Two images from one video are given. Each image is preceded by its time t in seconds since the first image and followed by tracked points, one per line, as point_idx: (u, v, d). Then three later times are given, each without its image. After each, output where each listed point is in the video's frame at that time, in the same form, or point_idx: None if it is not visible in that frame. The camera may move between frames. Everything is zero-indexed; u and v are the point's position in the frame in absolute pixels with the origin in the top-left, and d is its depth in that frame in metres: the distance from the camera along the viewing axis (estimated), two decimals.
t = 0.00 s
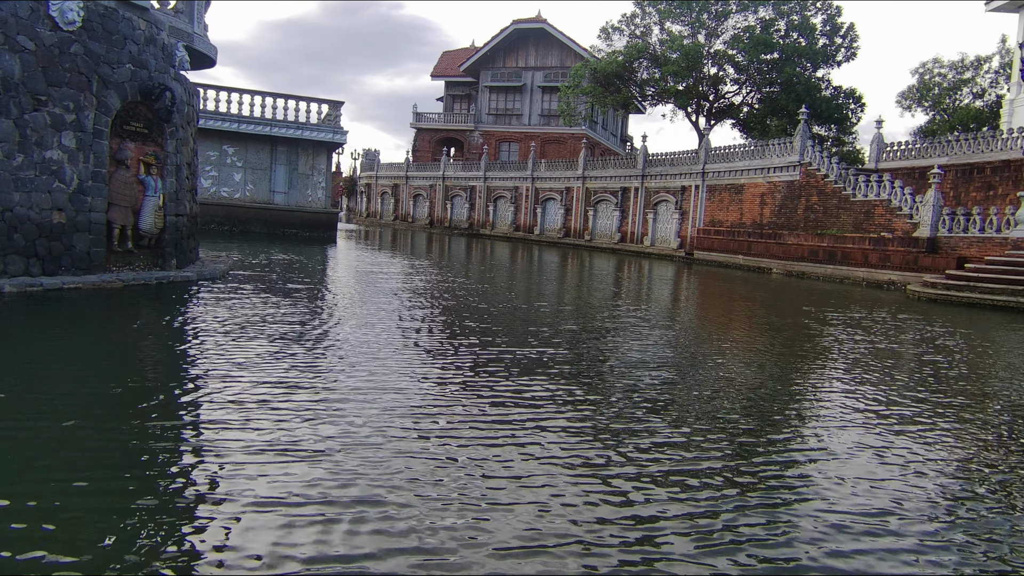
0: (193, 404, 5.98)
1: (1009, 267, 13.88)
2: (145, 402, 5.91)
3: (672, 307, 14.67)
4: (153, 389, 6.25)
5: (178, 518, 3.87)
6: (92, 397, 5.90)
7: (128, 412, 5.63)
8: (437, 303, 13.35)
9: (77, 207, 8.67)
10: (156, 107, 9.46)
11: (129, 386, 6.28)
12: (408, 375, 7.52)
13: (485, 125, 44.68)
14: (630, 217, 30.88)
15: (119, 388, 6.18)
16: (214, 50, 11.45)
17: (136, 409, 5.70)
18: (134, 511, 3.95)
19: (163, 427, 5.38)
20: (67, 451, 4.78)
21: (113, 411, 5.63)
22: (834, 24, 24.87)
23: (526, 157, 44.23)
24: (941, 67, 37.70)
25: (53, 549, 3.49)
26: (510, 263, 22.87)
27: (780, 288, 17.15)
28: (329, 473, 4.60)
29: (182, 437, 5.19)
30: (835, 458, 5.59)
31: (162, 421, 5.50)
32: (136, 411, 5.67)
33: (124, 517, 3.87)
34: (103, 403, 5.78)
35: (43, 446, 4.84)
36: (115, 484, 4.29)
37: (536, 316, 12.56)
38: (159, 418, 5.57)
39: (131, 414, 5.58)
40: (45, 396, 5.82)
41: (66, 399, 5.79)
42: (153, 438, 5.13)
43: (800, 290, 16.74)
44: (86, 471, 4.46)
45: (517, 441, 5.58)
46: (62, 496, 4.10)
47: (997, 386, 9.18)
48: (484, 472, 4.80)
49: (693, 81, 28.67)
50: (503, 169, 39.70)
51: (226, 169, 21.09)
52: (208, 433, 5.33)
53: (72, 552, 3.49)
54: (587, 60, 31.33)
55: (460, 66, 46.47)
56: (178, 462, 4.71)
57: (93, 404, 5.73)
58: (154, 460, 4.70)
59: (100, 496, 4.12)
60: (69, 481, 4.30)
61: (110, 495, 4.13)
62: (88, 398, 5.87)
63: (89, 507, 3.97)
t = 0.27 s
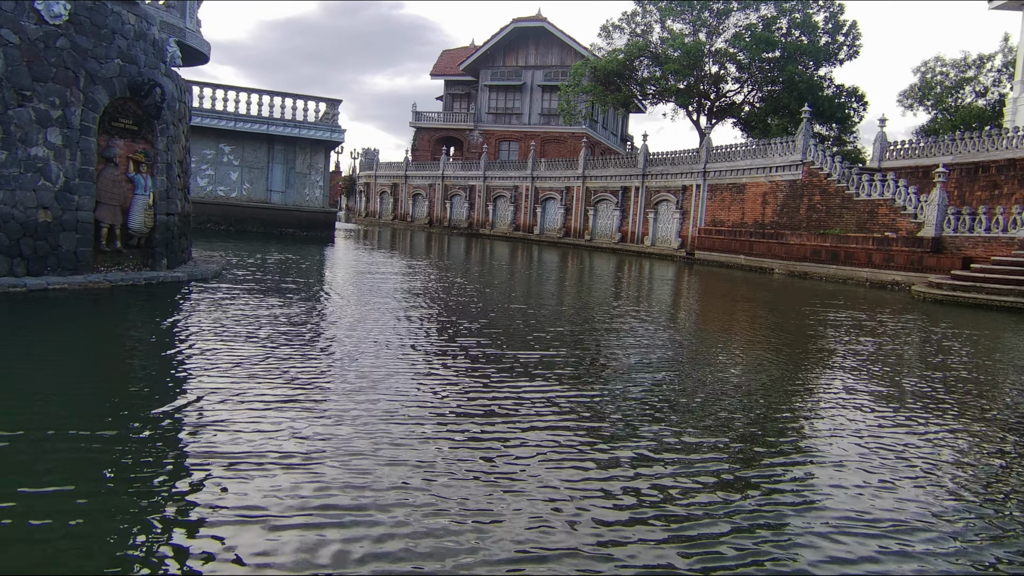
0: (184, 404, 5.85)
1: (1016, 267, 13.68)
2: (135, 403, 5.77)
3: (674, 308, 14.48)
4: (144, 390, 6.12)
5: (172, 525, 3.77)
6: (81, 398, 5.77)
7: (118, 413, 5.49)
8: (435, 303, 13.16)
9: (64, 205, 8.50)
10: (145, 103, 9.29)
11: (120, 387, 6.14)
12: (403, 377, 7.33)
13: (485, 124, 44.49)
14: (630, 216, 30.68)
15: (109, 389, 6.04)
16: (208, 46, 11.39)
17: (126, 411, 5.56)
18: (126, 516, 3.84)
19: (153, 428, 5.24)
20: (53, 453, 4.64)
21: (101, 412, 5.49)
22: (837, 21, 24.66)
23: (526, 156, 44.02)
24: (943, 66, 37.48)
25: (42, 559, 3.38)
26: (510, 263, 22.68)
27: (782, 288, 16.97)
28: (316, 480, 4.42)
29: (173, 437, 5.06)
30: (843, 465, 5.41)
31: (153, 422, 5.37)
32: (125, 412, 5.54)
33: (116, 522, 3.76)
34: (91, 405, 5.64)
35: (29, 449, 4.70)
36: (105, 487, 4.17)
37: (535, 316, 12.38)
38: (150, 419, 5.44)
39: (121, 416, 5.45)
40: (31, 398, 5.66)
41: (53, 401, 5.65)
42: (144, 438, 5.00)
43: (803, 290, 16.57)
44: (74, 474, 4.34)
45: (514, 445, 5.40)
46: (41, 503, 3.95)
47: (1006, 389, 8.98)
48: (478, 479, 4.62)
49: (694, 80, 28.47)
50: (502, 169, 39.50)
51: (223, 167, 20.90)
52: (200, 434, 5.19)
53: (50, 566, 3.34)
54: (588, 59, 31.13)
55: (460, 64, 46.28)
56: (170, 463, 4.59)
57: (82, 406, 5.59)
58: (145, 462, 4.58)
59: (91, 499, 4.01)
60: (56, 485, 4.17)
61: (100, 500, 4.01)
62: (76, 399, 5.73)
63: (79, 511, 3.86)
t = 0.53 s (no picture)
0: (178, 406, 5.75)
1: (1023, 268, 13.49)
2: (128, 405, 5.67)
3: (675, 309, 14.31)
4: (138, 391, 6.02)
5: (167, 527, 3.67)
6: (73, 400, 5.66)
7: (111, 415, 5.39)
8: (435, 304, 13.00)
9: (53, 205, 8.35)
10: (136, 101, 9.17)
11: (113, 388, 6.03)
12: (400, 379, 7.17)
13: (486, 125, 44.35)
14: (631, 217, 30.51)
15: (103, 391, 5.93)
16: (203, 44, 11.30)
17: (119, 413, 5.45)
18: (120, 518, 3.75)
19: (148, 428, 5.16)
20: (44, 456, 4.53)
21: (93, 414, 5.38)
22: (840, 20, 24.47)
23: (526, 157, 43.87)
24: (947, 65, 37.26)
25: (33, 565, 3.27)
26: (511, 264, 22.52)
27: (785, 290, 16.80)
28: (307, 485, 4.27)
29: (166, 438, 4.97)
30: (852, 471, 5.25)
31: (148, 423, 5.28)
32: (119, 414, 5.43)
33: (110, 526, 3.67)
34: (83, 407, 5.53)
35: (18, 451, 4.58)
36: (98, 490, 4.07)
37: (536, 318, 12.21)
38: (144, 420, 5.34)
39: (113, 418, 5.34)
40: (22, 401, 5.54)
41: (45, 403, 5.53)
42: (138, 439, 4.93)
43: (806, 292, 16.40)
44: (67, 476, 4.24)
45: (512, 449, 5.24)
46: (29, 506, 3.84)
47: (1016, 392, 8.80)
48: (475, 484, 4.46)
49: (696, 80, 28.31)
50: (503, 169, 39.34)
51: (221, 167, 20.75)
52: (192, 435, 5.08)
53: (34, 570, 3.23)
54: (589, 59, 30.98)
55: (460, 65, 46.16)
56: (166, 464, 4.51)
57: (75, 408, 5.48)
58: (141, 463, 4.49)
59: (84, 502, 3.91)
60: (46, 488, 4.06)
61: (93, 502, 3.91)
62: (68, 402, 5.62)
63: (70, 514, 3.76)
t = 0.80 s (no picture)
0: (173, 407, 5.64)
1: None
2: (124, 407, 5.56)
3: (678, 310, 14.16)
4: (133, 394, 5.90)
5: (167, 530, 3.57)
6: (66, 403, 5.54)
7: (105, 417, 5.29)
8: (435, 305, 12.85)
9: (45, 204, 8.23)
10: (130, 99, 9.06)
11: (108, 391, 5.92)
12: (398, 381, 7.02)
13: (487, 125, 44.21)
14: (633, 218, 30.35)
15: (97, 393, 5.82)
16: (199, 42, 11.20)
17: (113, 414, 5.35)
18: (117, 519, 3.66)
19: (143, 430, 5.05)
20: (36, 458, 4.42)
21: (87, 416, 5.27)
22: (844, 19, 24.29)
23: (528, 157, 43.73)
24: (950, 65, 37.05)
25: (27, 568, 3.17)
26: (512, 264, 22.37)
27: (789, 291, 16.63)
28: (296, 490, 4.12)
29: (161, 439, 4.86)
30: (862, 476, 5.09)
31: (143, 424, 5.17)
32: (113, 416, 5.32)
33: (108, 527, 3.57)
34: (77, 409, 5.41)
35: (9, 454, 4.47)
36: (94, 491, 3.97)
37: (537, 318, 12.07)
38: (139, 422, 5.24)
39: (108, 420, 5.23)
40: (14, 403, 5.44)
41: (37, 406, 5.41)
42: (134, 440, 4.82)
43: (810, 293, 16.23)
44: (61, 476, 4.14)
45: (511, 452, 5.09)
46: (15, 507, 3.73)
47: None
48: (471, 489, 4.31)
49: (699, 80, 28.15)
50: (504, 169, 39.20)
51: (220, 167, 20.62)
52: (186, 437, 4.96)
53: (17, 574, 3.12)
54: (591, 58, 30.83)
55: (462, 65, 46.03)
56: (162, 464, 4.41)
57: (68, 410, 5.36)
58: (137, 463, 4.40)
59: (80, 503, 3.81)
60: (39, 490, 3.96)
61: (89, 503, 3.82)
62: (61, 404, 5.50)
63: (67, 515, 3.67)
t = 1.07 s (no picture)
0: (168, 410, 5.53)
1: None
2: (118, 409, 5.46)
3: (680, 312, 13.99)
4: (129, 396, 5.80)
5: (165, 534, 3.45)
6: (58, 406, 5.41)
7: (99, 419, 5.19)
8: (435, 307, 12.72)
9: (36, 204, 8.10)
10: (123, 97, 8.94)
11: (102, 393, 5.81)
12: (396, 383, 6.88)
13: (488, 126, 44.09)
14: (635, 219, 30.21)
15: (90, 396, 5.71)
16: (195, 39, 11.09)
17: (107, 417, 5.25)
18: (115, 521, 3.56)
19: (140, 432, 4.96)
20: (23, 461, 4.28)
21: (78, 420, 5.15)
22: (848, 19, 24.14)
23: (530, 157, 43.61)
24: (954, 65, 36.88)
25: (18, 573, 3.05)
26: (513, 265, 22.23)
27: (792, 292, 16.47)
28: (285, 496, 3.98)
29: (154, 441, 4.76)
30: (870, 482, 4.94)
31: (139, 426, 5.07)
32: (106, 418, 5.22)
33: (104, 529, 3.47)
34: (68, 412, 5.29)
35: None
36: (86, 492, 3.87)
37: (538, 320, 11.93)
38: (134, 424, 5.14)
39: (99, 422, 5.11)
40: (7, 405, 5.34)
41: (27, 409, 5.27)
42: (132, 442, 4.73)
43: (814, 295, 16.07)
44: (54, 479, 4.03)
45: (510, 457, 4.93)
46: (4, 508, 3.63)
47: None
48: (466, 495, 4.16)
49: (702, 80, 28.01)
50: (505, 170, 39.08)
51: (220, 167, 20.50)
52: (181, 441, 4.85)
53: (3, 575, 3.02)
54: (592, 58, 30.71)
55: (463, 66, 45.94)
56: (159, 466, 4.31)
57: (59, 414, 5.24)
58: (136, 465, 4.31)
59: (75, 505, 3.70)
60: (28, 492, 3.85)
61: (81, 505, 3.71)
62: (51, 407, 5.37)
63: (63, 517, 3.57)
